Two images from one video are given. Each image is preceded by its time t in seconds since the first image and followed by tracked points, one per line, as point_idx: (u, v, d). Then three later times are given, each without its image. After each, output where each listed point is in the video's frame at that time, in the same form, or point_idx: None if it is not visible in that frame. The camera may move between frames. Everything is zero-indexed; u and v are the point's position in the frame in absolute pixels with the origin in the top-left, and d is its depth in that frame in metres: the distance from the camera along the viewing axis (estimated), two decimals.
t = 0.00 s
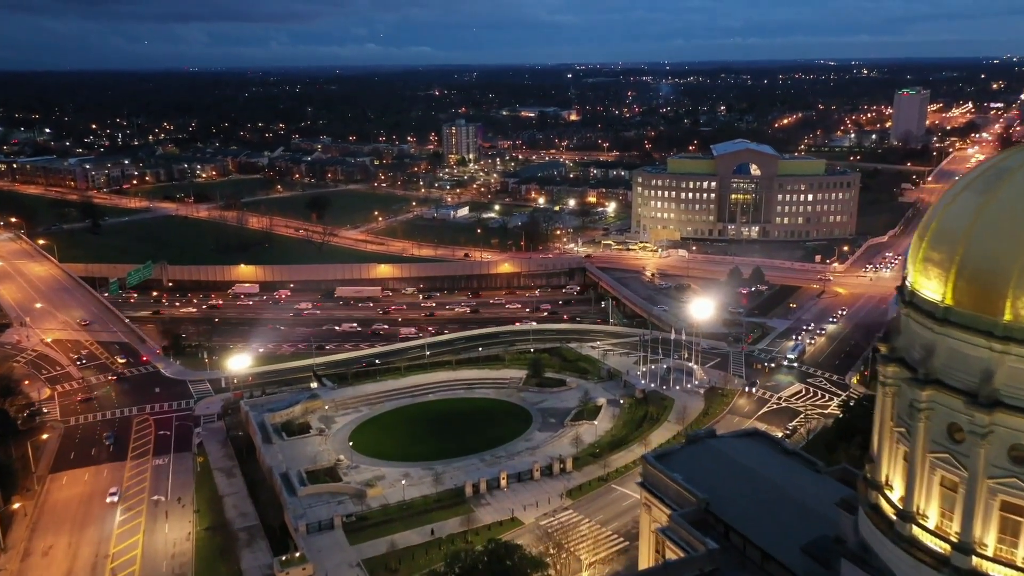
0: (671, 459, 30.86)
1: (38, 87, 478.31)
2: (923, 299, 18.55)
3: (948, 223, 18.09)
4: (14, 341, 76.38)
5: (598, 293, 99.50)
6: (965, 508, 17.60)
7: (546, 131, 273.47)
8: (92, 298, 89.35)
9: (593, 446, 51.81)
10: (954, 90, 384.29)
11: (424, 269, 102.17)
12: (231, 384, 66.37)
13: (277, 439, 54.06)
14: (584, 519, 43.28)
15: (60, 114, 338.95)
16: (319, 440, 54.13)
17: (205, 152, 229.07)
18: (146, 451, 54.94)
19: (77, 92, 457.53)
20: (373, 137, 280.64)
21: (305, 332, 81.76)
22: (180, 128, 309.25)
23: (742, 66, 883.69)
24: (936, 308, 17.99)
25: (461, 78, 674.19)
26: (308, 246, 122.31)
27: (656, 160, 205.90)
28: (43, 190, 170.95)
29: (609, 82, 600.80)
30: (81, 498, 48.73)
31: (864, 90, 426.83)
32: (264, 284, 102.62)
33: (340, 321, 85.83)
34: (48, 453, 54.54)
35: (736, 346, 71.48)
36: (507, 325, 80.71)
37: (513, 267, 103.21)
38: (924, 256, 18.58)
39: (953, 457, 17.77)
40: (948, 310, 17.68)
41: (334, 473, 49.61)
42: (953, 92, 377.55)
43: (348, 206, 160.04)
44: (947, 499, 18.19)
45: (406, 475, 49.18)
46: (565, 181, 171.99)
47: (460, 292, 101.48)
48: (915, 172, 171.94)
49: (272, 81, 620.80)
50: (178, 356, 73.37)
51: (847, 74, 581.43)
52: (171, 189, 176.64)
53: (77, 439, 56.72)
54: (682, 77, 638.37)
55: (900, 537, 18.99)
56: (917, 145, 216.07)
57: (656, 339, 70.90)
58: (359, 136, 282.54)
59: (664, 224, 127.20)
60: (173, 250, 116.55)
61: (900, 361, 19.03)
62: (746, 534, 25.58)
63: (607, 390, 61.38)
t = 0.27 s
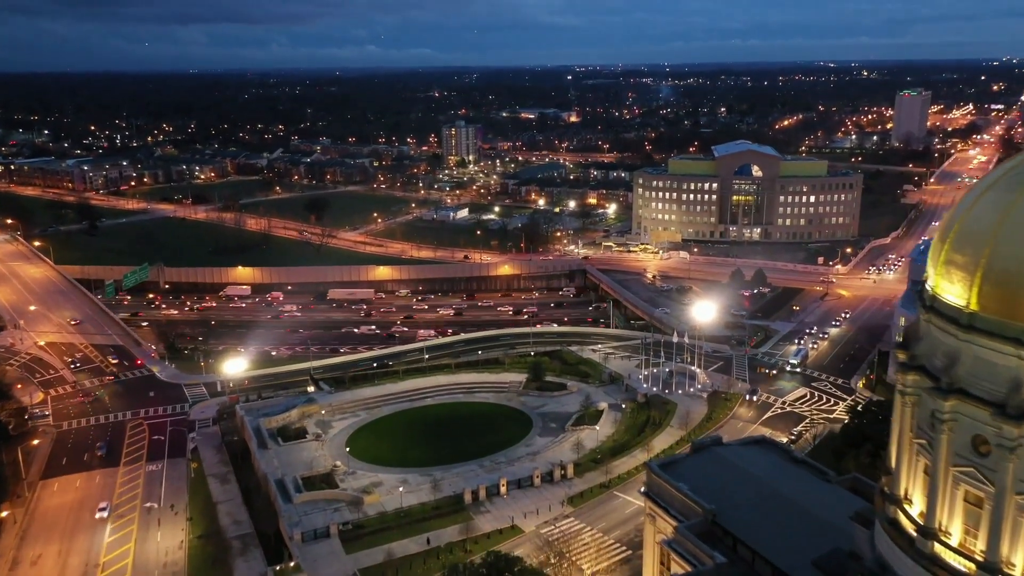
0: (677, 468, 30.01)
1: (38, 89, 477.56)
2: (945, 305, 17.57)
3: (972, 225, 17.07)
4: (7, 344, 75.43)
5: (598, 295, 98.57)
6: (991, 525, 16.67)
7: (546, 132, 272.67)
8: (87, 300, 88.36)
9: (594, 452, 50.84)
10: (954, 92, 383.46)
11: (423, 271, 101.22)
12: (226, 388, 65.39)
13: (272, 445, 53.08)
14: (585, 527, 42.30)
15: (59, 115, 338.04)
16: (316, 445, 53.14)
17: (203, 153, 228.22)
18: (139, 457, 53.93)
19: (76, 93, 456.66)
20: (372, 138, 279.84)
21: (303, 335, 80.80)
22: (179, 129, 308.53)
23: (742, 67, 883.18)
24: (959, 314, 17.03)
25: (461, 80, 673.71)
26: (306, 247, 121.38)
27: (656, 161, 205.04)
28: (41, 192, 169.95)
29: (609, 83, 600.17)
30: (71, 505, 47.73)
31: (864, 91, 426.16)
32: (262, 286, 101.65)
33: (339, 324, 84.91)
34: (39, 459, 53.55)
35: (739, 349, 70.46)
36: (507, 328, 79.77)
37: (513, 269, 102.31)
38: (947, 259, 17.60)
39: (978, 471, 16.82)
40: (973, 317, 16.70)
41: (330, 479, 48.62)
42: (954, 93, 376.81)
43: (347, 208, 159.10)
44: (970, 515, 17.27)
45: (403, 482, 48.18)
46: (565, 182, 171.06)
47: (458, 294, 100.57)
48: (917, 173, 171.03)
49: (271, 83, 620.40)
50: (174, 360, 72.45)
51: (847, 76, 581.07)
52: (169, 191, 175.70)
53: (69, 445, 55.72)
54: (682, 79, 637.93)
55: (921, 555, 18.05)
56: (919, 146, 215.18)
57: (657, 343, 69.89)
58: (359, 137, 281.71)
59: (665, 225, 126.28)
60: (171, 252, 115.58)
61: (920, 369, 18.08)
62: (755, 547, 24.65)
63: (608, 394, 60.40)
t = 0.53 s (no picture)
0: (684, 478, 29.11)
1: (37, 90, 476.46)
2: (971, 312, 16.55)
3: (998, 225, 16.00)
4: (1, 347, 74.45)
5: (599, 297, 97.61)
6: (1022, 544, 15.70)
7: (546, 134, 271.87)
8: (82, 302, 87.37)
9: (596, 458, 49.83)
10: (955, 94, 382.58)
11: (422, 273, 100.25)
12: (223, 392, 64.45)
13: (268, 450, 52.10)
14: (587, 535, 41.36)
15: (58, 117, 337.03)
16: (312, 451, 52.16)
17: (202, 154, 227.23)
18: (132, 463, 52.94)
19: (76, 95, 455.66)
20: (372, 140, 278.93)
21: (300, 337, 79.85)
22: (178, 130, 307.64)
23: (742, 69, 882.71)
24: (986, 322, 16.03)
25: (461, 82, 673.15)
26: (305, 249, 120.44)
27: (657, 162, 204.14)
28: (38, 193, 168.97)
29: (609, 85, 599.52)
30: (62, 512, 46.72)
31: (865, 93, 425.41)
32: (260, 288, 100.66)
33: (337, 326, 83.97)
34: (30, 464, 52.55)
35: (742, 353, 69.49)
36: (507, 331, 78.82)
37: (513, 271, 101.35)
38: (970, 262, 16.63)
39: (1006, 487, 15.85)
40: (1002, 325, 15.70)
41: (327, 486, 47.61)
42: (954, 95, 375.99)
43: (346, 209, 158.16)
44: (998, 532, 16.32)
45: (401, 488, 47.19)
46: (565, 184, 170.14)
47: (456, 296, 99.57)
48: (919, 175, 170.10)
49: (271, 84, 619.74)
50: (169, 363, 71.51)
51: (847, 78, 580.75)
52: (167, 192, 174.75)
53: (62, 450, 54.72)
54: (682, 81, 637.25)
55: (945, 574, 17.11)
56: (921, 147, 214.26)
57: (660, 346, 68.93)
58: (358, 139, 280.96)
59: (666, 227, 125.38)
60: (168, 253, 114.61)
61: (943, 379, 17.11)
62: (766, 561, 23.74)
63: (610, 399, 59.42)
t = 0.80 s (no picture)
0: (690, 487, 28.31)
1: (36, 91, 475.40)
2: (996, 318, 15.65)
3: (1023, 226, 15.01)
4: None
5: (600, 299, 96.75)
6: None
7: (546, 135, 271.08)
8: (78, 304, 86.48)
9: (597, 463, 48.96)
10: (955, 95, 381.92)
11: (421, 275, 99.39)
12: (219, 395, 63.58)
13: (264, 455, 51.21)
14: (589, 543, 40.51)
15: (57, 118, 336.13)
16: (309, 456, 51.28)
17: (201, 156, 226.33)
18: (126, 468, 52.06)
19: (75, 96, 454.55)
20: (371, 141, 278.15)
21: (298, 340, 79.02)
22: (177, 132, 306.74)
23: (741, 71, 882.26)
24: (1013, 330, 15.14)
25: (461, 84, 672.73)
26: (303, 250, 119.58)
27: (657, 164, 203.39)
28: (36, 195, 168.07)
29: (609, 87, 599.07)
30: (53, 518, 45.82)
31: (865, 94, 424.68)
32: (258, 290, 99.79)
33: (335, 329, 83.12)
34: (22, 470, 51.67)
35: (745, 356, 68.65)
36: (507, 333, 77.97)
37: (513, 273, 100.50)
38: (994, 265, 15.73)
39: None
40: None
41: (323, 492, 46.73)
42: (954, 96, 375.49)
43: (346, 211, 157.33)
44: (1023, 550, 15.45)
45: (399, 494, 46.33)
46: (566, 185, 169.32)
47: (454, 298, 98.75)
48: (921, 176, 169.39)
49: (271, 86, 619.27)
50: (165, 366, 70.66)
51: (847, 79, 580.06)
52: (166, 193, 173.91)
53: (54, 455, 53.81)
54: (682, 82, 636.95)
55: None
56: (922, 148, 213.59)
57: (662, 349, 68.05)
58: (358, 140, 280.35)
59: (667, 228, 124.56)
60: (165, 255, 113.72)
61: (966, 388, 16.20)
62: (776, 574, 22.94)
63: (611, 402, 58.56)
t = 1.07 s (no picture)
0: (696, 498, 27.35)
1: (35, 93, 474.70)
2: None
3: None
4: None
5: (601, 302, 95.83)
6: None
7: (546, 136, 270.35)
8: (73, 306, 85.52)
9: (599, 469, 47.98)
10: (956, 96, 381.29)
11: (420, 277, 98.46)
12: (214, 399, 62.64)
13: (259, 462, 50.20)
14: (591, 552, 39.54)
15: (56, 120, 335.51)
16: (305, 462, 50.30)
17: (200, 157, 225.64)
18: (118, 474, 51.06)
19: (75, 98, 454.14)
20: (371, 142, 277.40)
21: (296, 343, 78.05)
22: (177, 133, 305.99)
23: (741, 74, 882.78)
24: None
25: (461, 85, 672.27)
26: (301, 252, 118.64)
27: (658, 165, 202.54)
28: (33, 196, 167.19)
29: (609, 88, 598.71)
30: (43, 526, 44.81)
31: (865, 96, 423.83)
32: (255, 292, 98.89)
33: (333, 331, 82.14)
34: (13, 476, 50.68)
35: (748, 359, 67.72)
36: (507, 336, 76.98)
37: (513, 275, 99.52)
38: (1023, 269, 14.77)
39: None
40: None
41: (319, 499, 45.74)
42: (955, 98, 374.96)
43: (345, 212, 156.46)
44: None
45: (397, 502, 45.34)
46: (566, 187, 168.43)
47: (453, 300, 97.73)
48: (923, 177, 168.48)
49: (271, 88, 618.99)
50: (160, 369, 69.70)
51: (847, 81, 579.67)
52: (164, 195, 173.10)
53: (46, 461, 52.82)
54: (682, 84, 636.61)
55: None
56: (923, 150, 212.83)
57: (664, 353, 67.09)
58: (358, 142, 279.63)
59: (668, 230, 123.66)
60: (163, 256, 112.81)
61: (993, 400, 15.22)
62: None
63: (613, 407, 57.60)
